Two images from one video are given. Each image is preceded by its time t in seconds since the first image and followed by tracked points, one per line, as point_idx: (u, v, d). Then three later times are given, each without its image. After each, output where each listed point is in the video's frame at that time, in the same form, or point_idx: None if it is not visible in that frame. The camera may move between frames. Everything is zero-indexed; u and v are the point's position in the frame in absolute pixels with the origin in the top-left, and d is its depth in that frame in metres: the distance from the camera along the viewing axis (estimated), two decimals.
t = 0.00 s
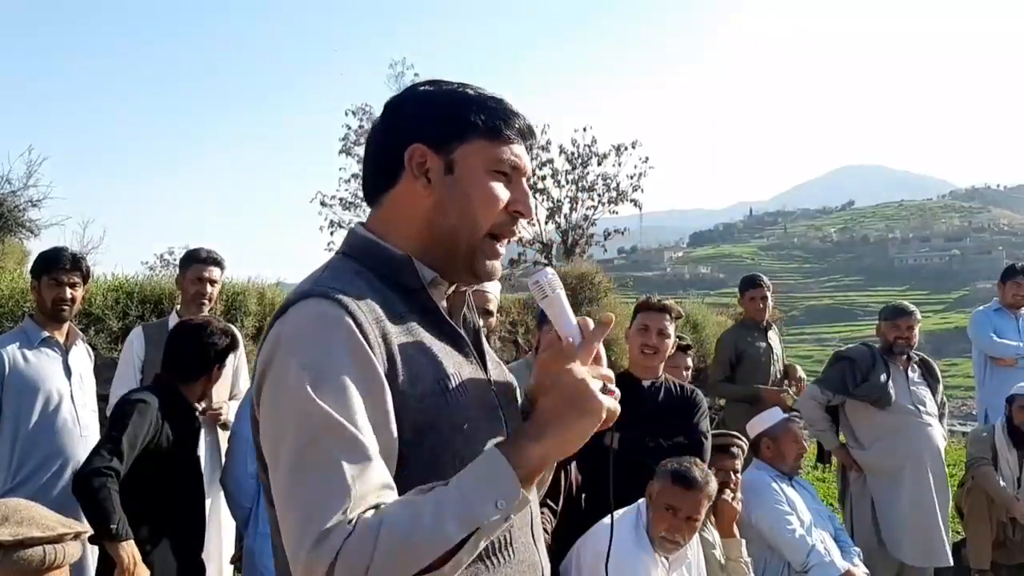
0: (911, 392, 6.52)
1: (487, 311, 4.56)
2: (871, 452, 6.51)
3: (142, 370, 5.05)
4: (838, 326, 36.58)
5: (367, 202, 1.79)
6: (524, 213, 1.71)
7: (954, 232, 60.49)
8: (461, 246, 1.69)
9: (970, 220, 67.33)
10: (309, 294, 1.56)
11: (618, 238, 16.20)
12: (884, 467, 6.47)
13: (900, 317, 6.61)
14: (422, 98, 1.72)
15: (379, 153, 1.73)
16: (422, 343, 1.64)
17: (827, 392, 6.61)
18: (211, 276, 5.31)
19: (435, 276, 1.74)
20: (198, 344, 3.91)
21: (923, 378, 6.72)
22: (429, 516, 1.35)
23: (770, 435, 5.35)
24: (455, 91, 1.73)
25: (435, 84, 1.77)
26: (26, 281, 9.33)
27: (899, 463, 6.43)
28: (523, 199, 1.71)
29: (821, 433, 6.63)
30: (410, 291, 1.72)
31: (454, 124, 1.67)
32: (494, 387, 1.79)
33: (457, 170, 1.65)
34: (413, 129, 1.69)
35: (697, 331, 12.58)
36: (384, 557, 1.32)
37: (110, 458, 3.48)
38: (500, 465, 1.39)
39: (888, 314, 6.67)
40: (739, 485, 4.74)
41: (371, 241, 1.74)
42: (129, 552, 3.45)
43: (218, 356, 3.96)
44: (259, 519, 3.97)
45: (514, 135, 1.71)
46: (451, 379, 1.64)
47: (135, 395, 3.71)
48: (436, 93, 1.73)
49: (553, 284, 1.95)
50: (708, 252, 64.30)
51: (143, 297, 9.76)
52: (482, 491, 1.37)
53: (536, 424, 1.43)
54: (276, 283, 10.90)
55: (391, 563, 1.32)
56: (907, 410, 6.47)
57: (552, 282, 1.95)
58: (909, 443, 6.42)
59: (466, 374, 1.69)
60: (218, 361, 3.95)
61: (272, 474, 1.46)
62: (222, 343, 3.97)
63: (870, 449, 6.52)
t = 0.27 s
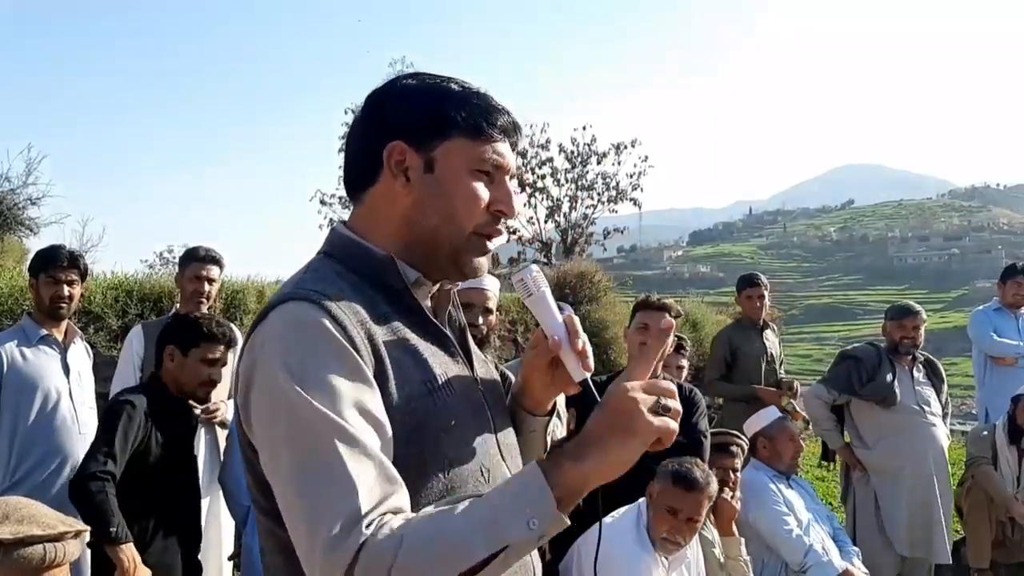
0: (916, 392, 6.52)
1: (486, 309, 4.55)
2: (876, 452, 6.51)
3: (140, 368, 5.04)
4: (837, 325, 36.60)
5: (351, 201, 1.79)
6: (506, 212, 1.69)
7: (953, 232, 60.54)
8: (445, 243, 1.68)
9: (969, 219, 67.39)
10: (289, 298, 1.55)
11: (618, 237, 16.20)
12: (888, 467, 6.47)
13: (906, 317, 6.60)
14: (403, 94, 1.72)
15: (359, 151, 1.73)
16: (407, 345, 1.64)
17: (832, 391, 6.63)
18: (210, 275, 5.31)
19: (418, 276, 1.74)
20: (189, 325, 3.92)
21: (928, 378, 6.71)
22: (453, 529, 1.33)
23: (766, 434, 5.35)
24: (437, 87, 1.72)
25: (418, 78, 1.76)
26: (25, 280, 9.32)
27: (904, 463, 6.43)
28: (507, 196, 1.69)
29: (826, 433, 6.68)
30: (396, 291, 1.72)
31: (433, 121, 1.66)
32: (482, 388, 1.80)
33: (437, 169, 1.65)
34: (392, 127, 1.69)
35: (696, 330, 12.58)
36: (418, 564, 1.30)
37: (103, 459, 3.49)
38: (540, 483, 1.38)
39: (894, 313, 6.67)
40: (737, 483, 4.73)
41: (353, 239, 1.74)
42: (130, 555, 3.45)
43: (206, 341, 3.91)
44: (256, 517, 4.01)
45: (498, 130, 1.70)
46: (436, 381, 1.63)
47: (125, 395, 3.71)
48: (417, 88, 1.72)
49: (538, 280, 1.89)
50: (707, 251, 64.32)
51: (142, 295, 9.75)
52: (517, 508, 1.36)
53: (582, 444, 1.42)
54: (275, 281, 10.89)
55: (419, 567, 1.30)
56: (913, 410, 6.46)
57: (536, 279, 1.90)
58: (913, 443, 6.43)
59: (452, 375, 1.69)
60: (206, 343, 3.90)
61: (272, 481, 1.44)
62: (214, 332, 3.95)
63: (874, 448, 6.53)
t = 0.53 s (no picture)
0: (917, 389, 6.52)
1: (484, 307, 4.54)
2: (875, 449, 6.52)
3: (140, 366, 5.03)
4: (836, 323, 36.61)
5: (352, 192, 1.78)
6: (508, 221, 1.68)
7: (952, 230, 60.57)
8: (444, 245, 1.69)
9: (967, 217, 67.43)
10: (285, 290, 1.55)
11: (617, 235, 16.21)
12: (887, 463, 6.48)
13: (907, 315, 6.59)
14: (415, 91, 1.71)
15: (367, 147, 1.72)
16: (404, 341, 1.64)
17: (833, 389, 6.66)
18: (210, 274, 5.31)
19: (413, 272, 1.74)
20: (186, 331, 3.93)
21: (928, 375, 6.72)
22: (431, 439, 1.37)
23: (764, 432, 5.35)
24: (450, 87, 1.72)
25: (430, 76, 1.76)
26: (24, 278, 9.31)
27: (902, 459, 6.44)
28: (509, 203, 1.69)
29: (827, 430, 6.68)
30: (392, 290, 1.70)
31: (443, 122, 1.66)
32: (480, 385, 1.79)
33: (443, 170, 1.65)
34: (402, 125, 1.68)
35: (695, 328, 12.59)
36: (412, 482, 1.34)
37: (82, 462, 3.46)
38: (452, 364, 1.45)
39: (895, 311, 6.66)
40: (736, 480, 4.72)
41: (349, 232, 1.74)
42: (113, 549, 3.43)
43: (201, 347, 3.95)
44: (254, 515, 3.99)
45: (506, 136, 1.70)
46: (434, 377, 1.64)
47: (114, 397, 3.69)
48: (430, 87, 1.72)
49: (537, 280, 1.91)
50: (705, 250, 64.36)
51: (141, 293, 9.75)
52: (452, 386, 1.43)
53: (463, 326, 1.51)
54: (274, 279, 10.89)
55: (420, 486, 1.35)
56: (913, 408, 6.47)
57: (536, 279, 1.92)
58: (912, 440, 6.44)
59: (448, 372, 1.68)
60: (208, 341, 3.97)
61: (281, 465, 1.46)
62: (209, 339, 3.99)
63: (874, 445, 6.53)
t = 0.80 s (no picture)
0: (916, 386, 6.53)
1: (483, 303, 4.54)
2: (874, 446, 6.53)
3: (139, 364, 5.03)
4: (835, 320, 36.64)
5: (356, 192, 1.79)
6: (507, 207, 1.66)
7: (951, 227, 60.60)
8: (446, 237, 1.66)
9: (966, 214, 67.44)
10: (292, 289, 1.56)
11: (616, 232, 16.21)
12: (886, 460, 6.48)
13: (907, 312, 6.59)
14: (408, 85, 1.71)
15: (364, 143, 1.72)
16: (415, 339, 1.65)
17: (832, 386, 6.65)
18: (210, 271, 5.31)
19: (424, 270, 1.74)
20: (184, 331, 3.92)
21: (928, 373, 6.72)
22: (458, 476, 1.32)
23: (763, 429, 5.35)
24: (443, 78, 1.71)
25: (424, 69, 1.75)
26: (23, 275, 9.31)
27: (901, 456, 6.45)
28: (508, 187, 1.66)
29: (827, 427, 6.67)
30: (404, 284, 1.70)
31: (433, 111, 1.65)
32: (486, 382, 1.79)
33: (438, 160, 1.63)
34: (395, 119, 1.68)
35: (694, 325, 12.60)
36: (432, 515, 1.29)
37: (87, 459, 3.46)
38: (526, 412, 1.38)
39: (895, 308, 6.66)
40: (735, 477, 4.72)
41: (354, 230, 1.74)
42: (114, 546, 3.43)
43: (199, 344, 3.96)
44: (255, 513, 3.99)
45: (501, 119, 1.67)
46: (442, 376, 1.64)
47: (115, 393, 3.69)
48: (422, 79, 1.71)
49: (543, 279, 1.91)
50: (704, 247, 64.39)
51: (140, 290, 9.75)
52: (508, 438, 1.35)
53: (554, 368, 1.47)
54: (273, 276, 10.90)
55: (435, 517, 1.29)
56: (913, 404, 6.48)
57: (542, 277, 1.91)
58: (911, 437, 6.44)
59: (455, 370, 1.69)
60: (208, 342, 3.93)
61: (287, 469, 1.44)
62: (207, 336, 3.98)
63: (873, 442, 6.54)
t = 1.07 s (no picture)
0: (915, 384, 6.54)
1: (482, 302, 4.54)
2: (874, 445, 6.54)
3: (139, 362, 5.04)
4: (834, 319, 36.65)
5: (371, 188, 1.78)
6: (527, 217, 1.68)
7: (950, 225, 60.62)
8: (467, 241, 1.68)
9: (965, 212, 67.46)
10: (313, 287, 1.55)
11: (615, 231, 16.21)
12: (885, 459, 6.49)
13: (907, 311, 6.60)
14: (434, 90, 1.70)
15: (385, 142, 1.71)
16: (432, 335, 1.66)
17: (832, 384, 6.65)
18: (217, 271, 5.32)
19: (437, 270, 1.74)
20: (185, 318, 3.93)
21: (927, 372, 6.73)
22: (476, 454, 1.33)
23: (762, 428, 5.35)
24: (469, 84, 1.71)
25: (449, 74, 1.75)
26: (22, 274, 9.32)
27: (900, 455, 6.45)
28: (531, 200, 1.69)
29: (826, 425, 6.68)
30: (417, 283, 1.71)
31: (462, 118, 1.65)
32: (496, 379, 1.81)
33: (466, 167, 1.64)
34: (421, 121, 1.67)
35: (693, 324, 12.61)
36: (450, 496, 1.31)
37: (80, 457, 3.49)
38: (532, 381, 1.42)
39: (894, 307, 6.66)
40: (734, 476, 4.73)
41: (370, 229, 1.74)
42: (102, 544, 3.44)
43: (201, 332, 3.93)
44: (255, 512, 3.99)
45: (527, 133, 1.69)
46: (456, 374, 1.65)
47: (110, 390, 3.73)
48: (448, 85, 1.71)
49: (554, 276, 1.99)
50: (703, 246, 64.41)
51: (140, 289, 9.76)
52: (522, 412, 1.38)
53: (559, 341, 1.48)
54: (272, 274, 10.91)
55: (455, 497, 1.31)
56: (912, 403, 6.49)
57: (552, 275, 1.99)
58: (910, 436, 6.45)
59: (468, 367, 1.70)
60: (199, 337, 3.91)
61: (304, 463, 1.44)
62: (207, 324, 3.97)
63: (872, 441, 6.54)
